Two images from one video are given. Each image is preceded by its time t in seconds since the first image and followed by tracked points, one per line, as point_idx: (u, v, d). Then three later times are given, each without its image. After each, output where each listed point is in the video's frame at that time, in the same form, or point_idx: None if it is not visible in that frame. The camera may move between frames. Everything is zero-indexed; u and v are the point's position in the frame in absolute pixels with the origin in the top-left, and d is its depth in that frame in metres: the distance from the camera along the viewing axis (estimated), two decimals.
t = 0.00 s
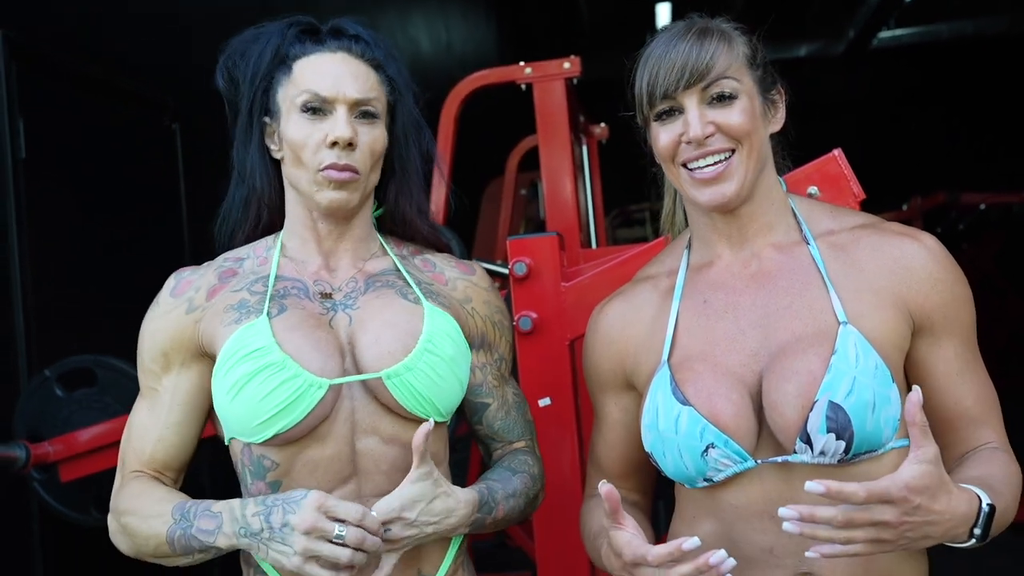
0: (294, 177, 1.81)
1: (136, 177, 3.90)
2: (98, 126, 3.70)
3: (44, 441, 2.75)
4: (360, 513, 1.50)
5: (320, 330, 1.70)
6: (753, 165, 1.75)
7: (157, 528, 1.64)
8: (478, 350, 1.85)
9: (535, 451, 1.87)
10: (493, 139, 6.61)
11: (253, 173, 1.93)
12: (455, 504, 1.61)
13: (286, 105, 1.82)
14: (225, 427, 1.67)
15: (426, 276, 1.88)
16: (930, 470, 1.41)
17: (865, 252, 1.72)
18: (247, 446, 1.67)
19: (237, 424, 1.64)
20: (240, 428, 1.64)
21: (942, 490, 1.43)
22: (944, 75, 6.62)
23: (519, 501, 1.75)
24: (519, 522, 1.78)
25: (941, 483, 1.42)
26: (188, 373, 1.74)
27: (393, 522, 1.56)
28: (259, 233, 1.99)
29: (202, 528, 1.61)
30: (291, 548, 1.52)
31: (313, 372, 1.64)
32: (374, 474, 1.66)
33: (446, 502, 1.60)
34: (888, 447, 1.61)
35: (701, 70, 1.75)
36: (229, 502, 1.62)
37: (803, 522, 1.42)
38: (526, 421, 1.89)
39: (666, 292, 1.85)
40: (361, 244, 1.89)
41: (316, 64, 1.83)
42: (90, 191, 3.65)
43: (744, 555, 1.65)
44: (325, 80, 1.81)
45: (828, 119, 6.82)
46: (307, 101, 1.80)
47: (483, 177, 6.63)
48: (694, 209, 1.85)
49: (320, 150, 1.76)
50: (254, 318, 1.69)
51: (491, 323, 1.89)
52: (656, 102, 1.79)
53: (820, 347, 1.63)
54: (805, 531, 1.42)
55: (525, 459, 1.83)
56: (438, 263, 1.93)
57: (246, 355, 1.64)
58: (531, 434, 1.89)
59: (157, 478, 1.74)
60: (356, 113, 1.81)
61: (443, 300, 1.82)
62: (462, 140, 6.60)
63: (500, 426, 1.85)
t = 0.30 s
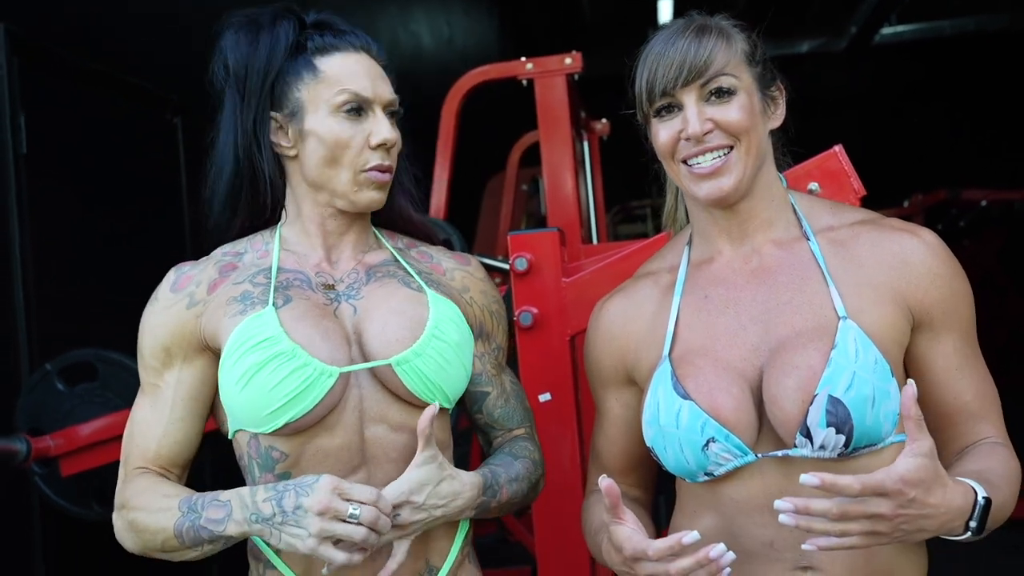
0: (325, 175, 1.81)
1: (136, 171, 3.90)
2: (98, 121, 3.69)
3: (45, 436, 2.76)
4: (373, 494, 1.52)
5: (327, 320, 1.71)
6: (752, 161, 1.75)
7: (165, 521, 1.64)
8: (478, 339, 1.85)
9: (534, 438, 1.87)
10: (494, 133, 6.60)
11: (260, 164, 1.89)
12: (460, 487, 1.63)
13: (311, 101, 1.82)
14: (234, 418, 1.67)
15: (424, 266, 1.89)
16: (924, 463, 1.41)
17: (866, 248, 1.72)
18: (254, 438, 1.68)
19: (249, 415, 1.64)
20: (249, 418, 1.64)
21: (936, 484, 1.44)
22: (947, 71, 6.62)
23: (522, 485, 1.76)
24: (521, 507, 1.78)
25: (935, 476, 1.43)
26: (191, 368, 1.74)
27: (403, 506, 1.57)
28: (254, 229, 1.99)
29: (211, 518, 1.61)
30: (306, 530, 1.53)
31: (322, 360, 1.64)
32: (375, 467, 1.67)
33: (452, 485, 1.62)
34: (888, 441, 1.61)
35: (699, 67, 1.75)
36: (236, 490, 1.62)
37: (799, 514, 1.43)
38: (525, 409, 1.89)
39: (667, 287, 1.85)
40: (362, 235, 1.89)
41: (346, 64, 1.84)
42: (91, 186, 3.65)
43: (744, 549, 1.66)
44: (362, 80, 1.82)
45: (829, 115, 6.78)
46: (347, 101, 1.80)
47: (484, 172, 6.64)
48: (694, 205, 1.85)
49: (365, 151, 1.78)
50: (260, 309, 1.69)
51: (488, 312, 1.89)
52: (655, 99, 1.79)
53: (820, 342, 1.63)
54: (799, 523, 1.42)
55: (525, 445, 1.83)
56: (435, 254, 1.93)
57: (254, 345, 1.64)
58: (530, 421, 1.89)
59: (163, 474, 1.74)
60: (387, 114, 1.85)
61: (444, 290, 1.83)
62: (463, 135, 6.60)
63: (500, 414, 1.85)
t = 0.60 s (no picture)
0: (327, 174, 1.81)
1: (138, 169, 3.90)
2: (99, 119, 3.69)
3: (48, 433, 2.76)
4: (367, 477, 1.52)
5: (330, 315, 1.71)
6: (756, 156, 1.76)
7: (166, 518, 1.65)
8: (480, 336, 1.85)
9: (536, 433, 1.88)
10: (495, 132, 6.60)
11: (261, 165, 1.90)
12: (463, 471, 1.63)
13: (313, 101, 1.82)
14: (238, 415, 1.67)
15: (426, 263, 1.89)
16: (897, 446, 1.42)
17: (868, 245, 1.72)
18: (259, 435, 1.68)
19: (252, 411, 1.65)
20: (253, 415, 1.65)
21: (908, 467, 1.44)
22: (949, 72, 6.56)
23: (525, 476, 1.77)
24: (525, 498, 1.79)
25: (908, 459, 1.44)
26: (194, 367, 1.75)
27: (403, 487, 1.57)
28: (257, 228, 1.99)
29: (210, 514, 1.62)
30: (303, 520, 1.53)
31: (326, 355, 1.65)
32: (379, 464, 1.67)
33: (455, 468, 1.62)
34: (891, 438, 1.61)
35: (707, 60, 1.75)
36: (234, 486, 1.63)
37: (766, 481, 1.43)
38: (527, 404, 1.90)
39: (670, 285, 1.85)
40: (363, 232, 1.90)
41: (346, 63, 1.84)
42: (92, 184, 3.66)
43: (748, 546, 1.66)
44: (363, 80, 1.83)
45: (832, 113, 6.81)
46: (349, 100, 1.80)
47: (486, 171, 6.64)
48: (697, 202, 1.85)
49: (368, 150, 1.78)
50: (263, 306, 1.69)
51: (490, 308, 1.89)
52: (662, 92, 1.79)
53: (823, 339, 1.64)
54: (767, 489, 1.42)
55: (528, 439, 1.84)
56: (435, 251, 1.94)
57: (258, 342, 1.64)
58: (532, 417, 1.90)
59: (169, 474, 1.74)
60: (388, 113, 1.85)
61: (445, 286, 1.83)
62: (465, 134, 6.60)
63: (502, 410, 1.85)
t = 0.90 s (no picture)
0: (332, 171, 1.81)
1: (140, 166, 3.90)
2: (101, 116, 3.69)
3: (51, 431, 2.77)
4: (360, 472, 1.52)
5: (332, 314, 1.72)
6: (770, 156, 1.76)
7: (168, 515, 1.66)
8: (483, 333, 1.86)
9: (541, 429, 1.88)
10: (497, 129, 6.60)
11: (269, 161, 1.90)
12: (465, 464, 1.63)
13: (318, 98, 1.82)
14: (241, 413, 1.68)
15: (429, 261, 1.89)
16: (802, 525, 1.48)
17: (870, 243, 1.73)
18: (262, 434, 1.69)
19: (254, 410, 1.65)
20: (255, 414, 1.66)
21: (823, 540, 1.49)
22: (950, 68, 6.59)
23: (529, 473, 1.77)
24: (529, 495, 1.79)
25: (817, 538, 1.49)
26: (199, 365, 1.75)
27: (403, 478, 1.58)
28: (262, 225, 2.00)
29: (209, 512, 1.62)
30: (299, 518, 1.53)
31: (328, 355, 1.65)
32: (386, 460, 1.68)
33: (457, 461, 1.62)
34: (893, 433, 1.63)
35: (733, 58, 1.76)
36: (233, 485, 1.63)
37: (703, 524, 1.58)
38: (531, 402, 1.90)
39: (676, 282, 1.85)
40: (367, 231, 1.90)
41: (351, 60, 1.84)
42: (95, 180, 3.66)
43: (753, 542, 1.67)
44: (368, 76, 1.83)
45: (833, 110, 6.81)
46: (353, 97, 1.81)
47: (488, 169, 6.65)
48: (703, 198, 1.85)
49: (371, 146, 1.79)
50: (265, 305, 1.70)
51: (494, 306, 1.90)
52: (684, 86, 1.79)
53: (826, 335, 1.64)
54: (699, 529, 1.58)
55: (533, 436, 1.84)
56: (440, 249, 1.94)
57: (260, 342, 1.65)
58: (536, 415, 1.90)
59: (174, 470, 1.75)
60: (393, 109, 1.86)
61: (448, 283, 1.83)
62: (467, 132, 6.60)
63: (507, 407, 1.86)
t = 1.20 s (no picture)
0: (333, 162, 1.81)
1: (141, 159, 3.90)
2: (104, 109, 3.69)
3: (53, 424, 2.77)
4: (354, 463, 1.51)
5: (332, 307, 1.71)
6: (774, 146, 1.75)
7: (167, 507, 1.66)
8: (485, 325, 1.86)
9: (543, 421, 1.88)
10: (499, 122, 6.59)
11: (271, 152, 1.90)
12: (467, 454, 1.63)
13: (318, 88, 1.82)
14: (243, 405, 1.68)
15: (431, 253, 1.89)
16: (807, 502, 1.49)
17: (873, 234, 1.72)
18: (262, 427, 1.69)
19: (254, 402, 1.66)
20: (256, 407, 1.66)
21: (827, 518, 1.50)
22: (952, 59, 6.59)
23: (530, 465, 1.77)
24: (531, 486, 1.79)
25: (822, 514, 1.49)
26: (198, 358, 1.75)
27: (405, 467, 1.58)
28: (263, 217, 2.00)
29: (207, 504, 1.63)
30: (294, 509, 1.53)
31: (328, 348, 1.65)
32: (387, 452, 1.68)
33: (458, 452, 1.62)
34: (893, 425, 1.63)
35: (740, 50, 1.75)
36: (230, 476, 1.63)
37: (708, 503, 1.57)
38: (533, 393, 1.90)
39: (678, 274, 1.85)
40: (368, 222, 1.90)
41: (351, 49, 1.84)
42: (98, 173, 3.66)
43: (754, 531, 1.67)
44: (368, 66, 1.82)
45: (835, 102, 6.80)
46: (353, 87, 1.80)
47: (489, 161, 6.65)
48: (706, 187, 1.84)
49: (372, 137, 1.78)
50: (264, 299, 1.70)
51: (496, 297, 1.89)
52: (689, 77, 1.78)
53: (827, 327, 1.64)
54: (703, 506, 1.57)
55: (536, 428, 1.84)
56: (441, 240, 1.94)
57: (259, 335, 1.65)
58: (538, 406, 1.90)
59: (173, 461, 1.75)
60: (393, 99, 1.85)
61: (449, 275, 1.83)
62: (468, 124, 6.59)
63: (509, 399, 1.86)
